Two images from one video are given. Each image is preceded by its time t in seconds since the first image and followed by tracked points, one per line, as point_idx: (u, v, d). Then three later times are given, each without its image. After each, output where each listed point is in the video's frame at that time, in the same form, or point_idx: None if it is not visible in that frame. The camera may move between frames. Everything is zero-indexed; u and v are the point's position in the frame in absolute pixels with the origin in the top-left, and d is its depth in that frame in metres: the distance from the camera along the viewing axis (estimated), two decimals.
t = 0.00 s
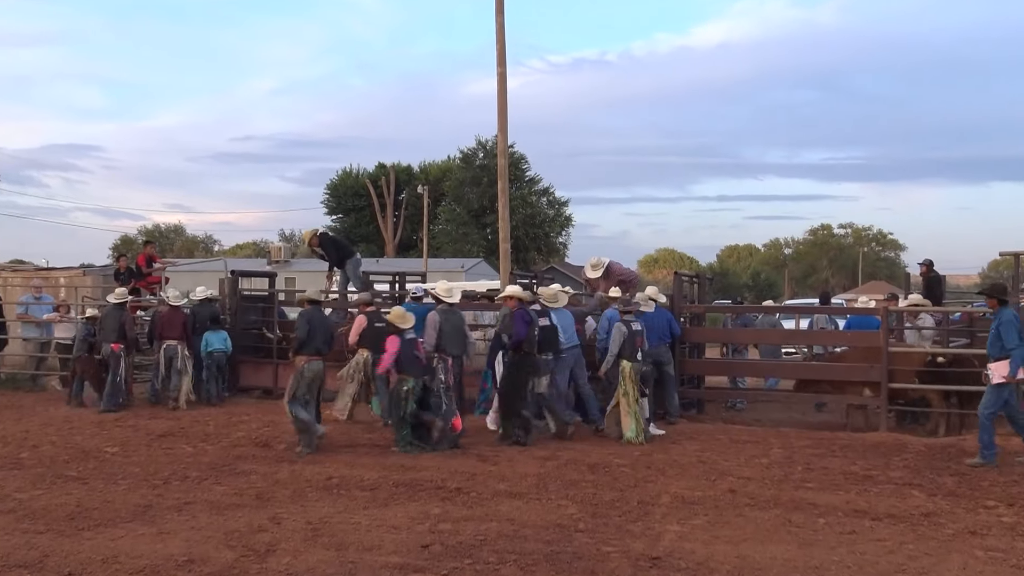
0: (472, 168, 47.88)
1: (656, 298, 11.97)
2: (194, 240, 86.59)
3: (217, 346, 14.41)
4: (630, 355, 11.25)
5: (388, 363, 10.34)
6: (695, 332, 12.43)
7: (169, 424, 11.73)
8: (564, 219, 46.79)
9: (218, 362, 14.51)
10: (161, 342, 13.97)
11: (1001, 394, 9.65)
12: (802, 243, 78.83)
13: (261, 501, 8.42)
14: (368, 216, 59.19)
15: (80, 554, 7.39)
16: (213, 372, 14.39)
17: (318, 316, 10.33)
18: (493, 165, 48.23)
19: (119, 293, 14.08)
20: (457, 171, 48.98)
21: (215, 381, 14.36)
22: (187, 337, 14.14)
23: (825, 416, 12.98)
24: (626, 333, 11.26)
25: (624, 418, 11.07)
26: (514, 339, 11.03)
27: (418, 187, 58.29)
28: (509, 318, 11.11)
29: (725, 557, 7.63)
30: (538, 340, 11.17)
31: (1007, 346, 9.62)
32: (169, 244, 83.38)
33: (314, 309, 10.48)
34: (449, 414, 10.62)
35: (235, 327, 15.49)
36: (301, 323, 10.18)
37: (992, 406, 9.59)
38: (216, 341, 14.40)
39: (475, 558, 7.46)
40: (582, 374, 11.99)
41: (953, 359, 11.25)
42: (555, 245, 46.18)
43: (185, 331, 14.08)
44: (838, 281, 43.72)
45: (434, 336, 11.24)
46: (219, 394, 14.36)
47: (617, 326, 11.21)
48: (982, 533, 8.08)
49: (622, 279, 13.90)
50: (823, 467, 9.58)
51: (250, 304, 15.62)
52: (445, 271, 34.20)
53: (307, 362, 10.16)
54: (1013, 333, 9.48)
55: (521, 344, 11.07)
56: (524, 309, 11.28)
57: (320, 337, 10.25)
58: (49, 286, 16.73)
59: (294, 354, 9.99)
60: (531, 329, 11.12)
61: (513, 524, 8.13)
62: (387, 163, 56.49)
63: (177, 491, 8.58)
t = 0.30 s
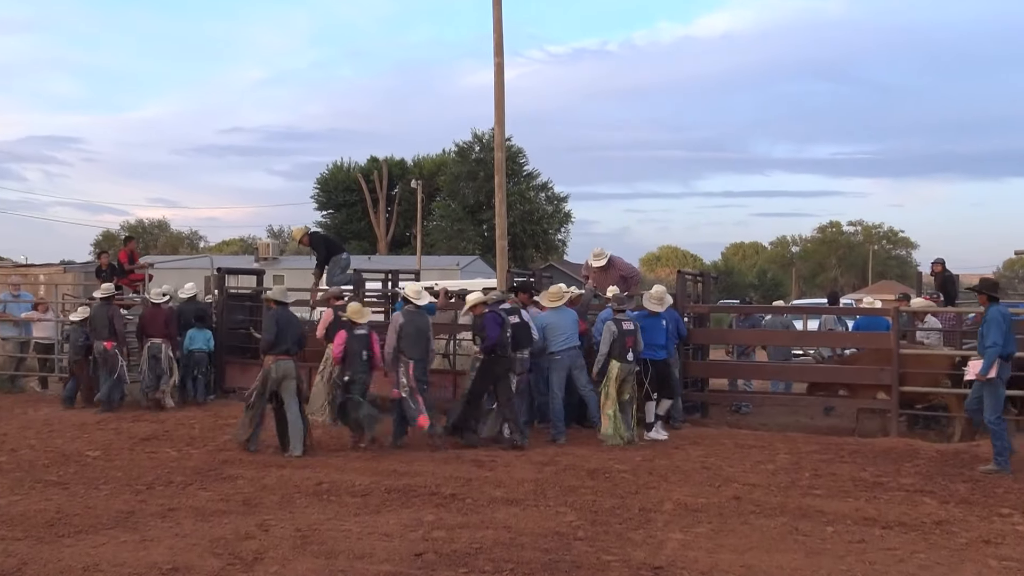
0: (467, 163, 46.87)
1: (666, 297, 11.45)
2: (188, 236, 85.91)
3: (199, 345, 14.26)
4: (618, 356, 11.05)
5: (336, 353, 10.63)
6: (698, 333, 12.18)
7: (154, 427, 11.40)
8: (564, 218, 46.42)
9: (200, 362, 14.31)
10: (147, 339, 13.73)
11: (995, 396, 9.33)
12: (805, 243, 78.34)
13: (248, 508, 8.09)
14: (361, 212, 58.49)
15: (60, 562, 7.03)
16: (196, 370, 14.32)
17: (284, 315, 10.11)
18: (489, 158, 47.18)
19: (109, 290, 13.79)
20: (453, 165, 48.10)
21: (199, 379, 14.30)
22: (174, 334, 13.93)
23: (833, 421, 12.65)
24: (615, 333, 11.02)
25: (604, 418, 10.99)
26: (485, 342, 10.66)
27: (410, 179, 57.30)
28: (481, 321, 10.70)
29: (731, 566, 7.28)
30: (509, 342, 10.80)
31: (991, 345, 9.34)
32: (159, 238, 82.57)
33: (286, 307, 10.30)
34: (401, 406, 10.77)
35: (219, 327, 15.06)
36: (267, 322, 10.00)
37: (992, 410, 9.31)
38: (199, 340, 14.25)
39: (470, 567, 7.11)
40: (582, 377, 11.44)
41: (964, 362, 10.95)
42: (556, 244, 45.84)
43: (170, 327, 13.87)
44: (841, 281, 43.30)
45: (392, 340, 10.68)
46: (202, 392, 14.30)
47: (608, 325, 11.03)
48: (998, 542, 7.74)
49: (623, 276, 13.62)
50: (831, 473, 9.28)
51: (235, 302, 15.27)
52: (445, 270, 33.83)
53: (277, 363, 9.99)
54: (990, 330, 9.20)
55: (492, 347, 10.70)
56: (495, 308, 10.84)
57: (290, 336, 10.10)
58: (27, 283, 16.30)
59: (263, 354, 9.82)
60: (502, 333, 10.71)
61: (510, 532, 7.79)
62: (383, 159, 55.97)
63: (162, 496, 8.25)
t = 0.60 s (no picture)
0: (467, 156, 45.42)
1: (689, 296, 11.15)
2: (182, 232, 84.55)
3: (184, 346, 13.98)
4: (618, 358, 10.80)
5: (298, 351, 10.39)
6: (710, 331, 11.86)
7: (141, 431, 11.12)
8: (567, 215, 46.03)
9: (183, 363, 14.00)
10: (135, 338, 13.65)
11: (994, 401, 9.03)
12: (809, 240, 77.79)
13: (239, 514, 7.78)
14: (355, 207, 57.48)
15: (43, 569, 6.68)
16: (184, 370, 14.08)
17: (246, 312, 10.29)
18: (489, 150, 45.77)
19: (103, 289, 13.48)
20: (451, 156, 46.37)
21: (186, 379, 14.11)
22: (162, 333, 13.77)
23: (843, 425, 12.35)
24: (614, 333, 10.79)
25: (603, 422, 10.73)
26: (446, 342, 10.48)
27: (407, 173, 56.52)
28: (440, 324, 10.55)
29: (742, 574, 6.96)
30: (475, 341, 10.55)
31: (976, 347, 9.06)
32: (146, 232, 80.89)
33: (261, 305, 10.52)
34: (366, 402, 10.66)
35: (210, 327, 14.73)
36: (228, 321, 10.24)
37: (996, 417, 8.99)
38: (183, 342, 13.97)
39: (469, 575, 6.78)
40: (587, 380, 10.95)
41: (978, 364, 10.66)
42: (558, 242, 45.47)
43: (159, 327, 13.72)
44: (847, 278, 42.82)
45: (366, 337, 10.50)
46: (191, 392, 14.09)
47: (608, 325, 10.78)
48: (1017, 549, 7.42)
49: (627, 272, 13.33)
50: (843, 478, 8.99)
51: (224, 301, 14.97)
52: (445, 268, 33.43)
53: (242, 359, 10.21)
54: (971, 333, 8.94)
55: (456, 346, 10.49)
56: (459, 309, 10.63)
57: (253, 333, 10.24)
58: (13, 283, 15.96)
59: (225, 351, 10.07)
60: (463, 332, 10.50)
61: (510, 539, 7.48)
62: (378, 152, 55.01)
63: (150, 502, 7.95)
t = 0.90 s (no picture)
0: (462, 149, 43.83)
1: (727, 294, 10.77)
2: (170, 227, 83.52)
3: (168, 345, 14.06)
4: (620, 360, 10.49)
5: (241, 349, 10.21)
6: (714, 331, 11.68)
7: (128, 433, 10.87)
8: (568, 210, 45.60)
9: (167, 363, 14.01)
10: (128, 339, 13.33)
11: (964, 397, 8.92)
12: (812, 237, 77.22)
13: (228, 519, 7.50)
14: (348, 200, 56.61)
15: None
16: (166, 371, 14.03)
17: (215, 310, 9.90)
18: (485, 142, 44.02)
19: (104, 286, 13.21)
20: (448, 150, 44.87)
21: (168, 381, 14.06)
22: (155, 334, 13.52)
23: (852, 426, 12.08)
24: (615, 335, 10.45)
25: (604, 427, 10.46)
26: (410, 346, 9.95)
27: (402, 166, 55.79)
28: (406, 324, 10.00)
29: None
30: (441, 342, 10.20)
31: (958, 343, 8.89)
32: (130, 229, 79.59)
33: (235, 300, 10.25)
34: (339, 401, 10.49)
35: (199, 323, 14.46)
36: (195, 318, 9.85)
37: (960, 413, 8.89)
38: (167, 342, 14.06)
39: None
40: (583, 381, 10.58)
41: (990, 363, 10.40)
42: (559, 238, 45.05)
43: (151, 326, 13.42)
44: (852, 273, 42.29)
45: (333, 338, 10.22)
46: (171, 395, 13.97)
47: (608, 327, 10.42)
48: None
49: (631, 267, 13.05)
50: (854, 482, 8.70)
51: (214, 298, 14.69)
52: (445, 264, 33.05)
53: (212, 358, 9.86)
54: (955, 329, 8.76)
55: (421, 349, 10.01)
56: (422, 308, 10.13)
57: (220, 332, 9.85)
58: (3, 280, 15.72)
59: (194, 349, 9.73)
60: (430, 332, 10.07)
61: (508, 545, 7.19)
62: (374, 145, 54.32)
63: (136, 507, 7.67)
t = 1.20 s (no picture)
0: (457, 139, 43.24)
1: (756, 291, 10.50)
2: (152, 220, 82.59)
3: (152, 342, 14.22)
4: (619, 359, 10.20)
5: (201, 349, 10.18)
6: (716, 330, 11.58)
7: (111, 435, 10.60)
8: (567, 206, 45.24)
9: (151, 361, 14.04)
10: (117, 336, 12.95)
11: (939, 389, 8.80)
12: (813, 233, 76.76)
13: (214, 524, 7.22)
14: (338, 193, 55.95)
15: None
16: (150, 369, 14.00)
17: (184, 304, 9.91)
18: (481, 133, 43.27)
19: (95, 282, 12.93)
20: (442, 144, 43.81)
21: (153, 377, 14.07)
22: (145, 331, 13.22)
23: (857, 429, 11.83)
24: (614, 332, 10.15)
25: (604, 429, 10.03)
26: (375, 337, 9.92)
27: (394, 158, 55.16)
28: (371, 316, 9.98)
29: None
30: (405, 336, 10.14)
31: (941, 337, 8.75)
32: (111, 222, 78.16)
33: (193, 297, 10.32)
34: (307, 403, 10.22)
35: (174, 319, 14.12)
36: (164, 313, 9.85)
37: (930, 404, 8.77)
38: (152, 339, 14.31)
39: None
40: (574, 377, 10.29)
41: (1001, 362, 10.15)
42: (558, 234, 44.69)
43: (140, 323, 13.11)
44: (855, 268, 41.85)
45: (297, 331, 10.18)
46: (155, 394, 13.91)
47: (607, 324, 10.11)
48: None
49: (632, 262, 12.76)
50: (863, 485, 8.43)
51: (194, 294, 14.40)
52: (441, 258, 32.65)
53: (177, 353, 9.84)
54: (937, 321, 8.67)
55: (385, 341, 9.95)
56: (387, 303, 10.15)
57: (188, 326, 9.87)
58: None
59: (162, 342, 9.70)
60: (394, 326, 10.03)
61: (505, 550, 6.91)
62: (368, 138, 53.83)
63: (118, 511, 7.40)
